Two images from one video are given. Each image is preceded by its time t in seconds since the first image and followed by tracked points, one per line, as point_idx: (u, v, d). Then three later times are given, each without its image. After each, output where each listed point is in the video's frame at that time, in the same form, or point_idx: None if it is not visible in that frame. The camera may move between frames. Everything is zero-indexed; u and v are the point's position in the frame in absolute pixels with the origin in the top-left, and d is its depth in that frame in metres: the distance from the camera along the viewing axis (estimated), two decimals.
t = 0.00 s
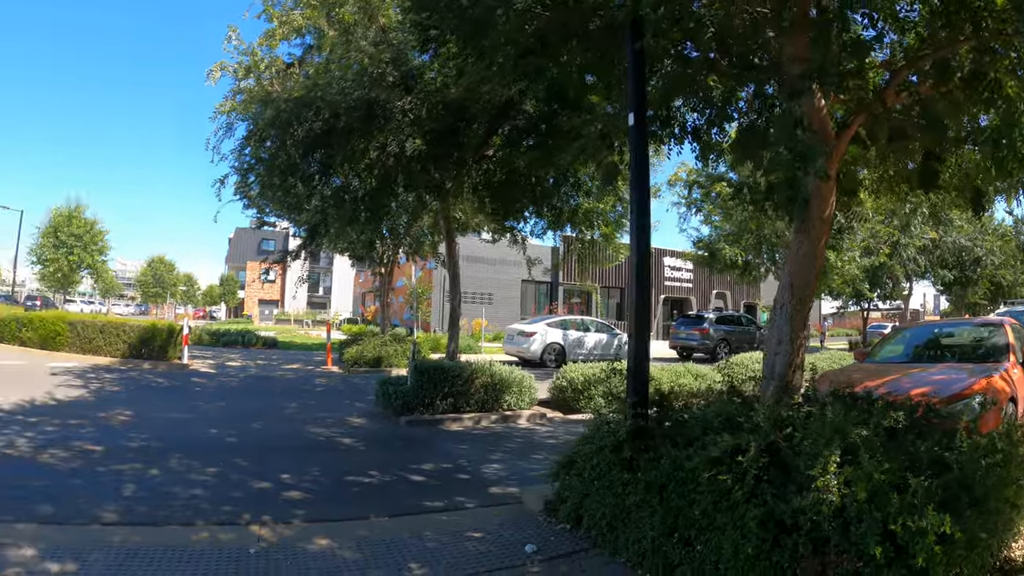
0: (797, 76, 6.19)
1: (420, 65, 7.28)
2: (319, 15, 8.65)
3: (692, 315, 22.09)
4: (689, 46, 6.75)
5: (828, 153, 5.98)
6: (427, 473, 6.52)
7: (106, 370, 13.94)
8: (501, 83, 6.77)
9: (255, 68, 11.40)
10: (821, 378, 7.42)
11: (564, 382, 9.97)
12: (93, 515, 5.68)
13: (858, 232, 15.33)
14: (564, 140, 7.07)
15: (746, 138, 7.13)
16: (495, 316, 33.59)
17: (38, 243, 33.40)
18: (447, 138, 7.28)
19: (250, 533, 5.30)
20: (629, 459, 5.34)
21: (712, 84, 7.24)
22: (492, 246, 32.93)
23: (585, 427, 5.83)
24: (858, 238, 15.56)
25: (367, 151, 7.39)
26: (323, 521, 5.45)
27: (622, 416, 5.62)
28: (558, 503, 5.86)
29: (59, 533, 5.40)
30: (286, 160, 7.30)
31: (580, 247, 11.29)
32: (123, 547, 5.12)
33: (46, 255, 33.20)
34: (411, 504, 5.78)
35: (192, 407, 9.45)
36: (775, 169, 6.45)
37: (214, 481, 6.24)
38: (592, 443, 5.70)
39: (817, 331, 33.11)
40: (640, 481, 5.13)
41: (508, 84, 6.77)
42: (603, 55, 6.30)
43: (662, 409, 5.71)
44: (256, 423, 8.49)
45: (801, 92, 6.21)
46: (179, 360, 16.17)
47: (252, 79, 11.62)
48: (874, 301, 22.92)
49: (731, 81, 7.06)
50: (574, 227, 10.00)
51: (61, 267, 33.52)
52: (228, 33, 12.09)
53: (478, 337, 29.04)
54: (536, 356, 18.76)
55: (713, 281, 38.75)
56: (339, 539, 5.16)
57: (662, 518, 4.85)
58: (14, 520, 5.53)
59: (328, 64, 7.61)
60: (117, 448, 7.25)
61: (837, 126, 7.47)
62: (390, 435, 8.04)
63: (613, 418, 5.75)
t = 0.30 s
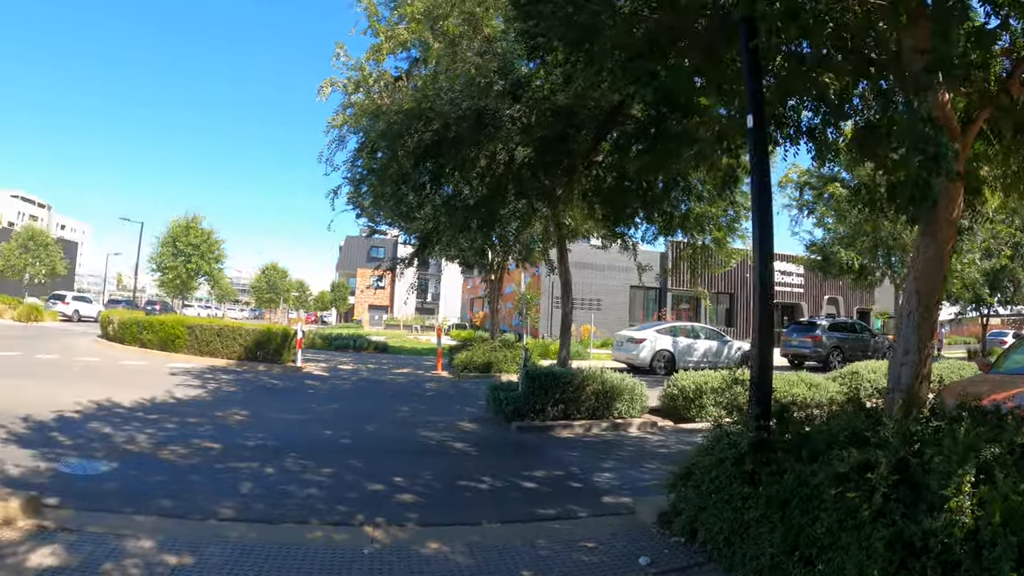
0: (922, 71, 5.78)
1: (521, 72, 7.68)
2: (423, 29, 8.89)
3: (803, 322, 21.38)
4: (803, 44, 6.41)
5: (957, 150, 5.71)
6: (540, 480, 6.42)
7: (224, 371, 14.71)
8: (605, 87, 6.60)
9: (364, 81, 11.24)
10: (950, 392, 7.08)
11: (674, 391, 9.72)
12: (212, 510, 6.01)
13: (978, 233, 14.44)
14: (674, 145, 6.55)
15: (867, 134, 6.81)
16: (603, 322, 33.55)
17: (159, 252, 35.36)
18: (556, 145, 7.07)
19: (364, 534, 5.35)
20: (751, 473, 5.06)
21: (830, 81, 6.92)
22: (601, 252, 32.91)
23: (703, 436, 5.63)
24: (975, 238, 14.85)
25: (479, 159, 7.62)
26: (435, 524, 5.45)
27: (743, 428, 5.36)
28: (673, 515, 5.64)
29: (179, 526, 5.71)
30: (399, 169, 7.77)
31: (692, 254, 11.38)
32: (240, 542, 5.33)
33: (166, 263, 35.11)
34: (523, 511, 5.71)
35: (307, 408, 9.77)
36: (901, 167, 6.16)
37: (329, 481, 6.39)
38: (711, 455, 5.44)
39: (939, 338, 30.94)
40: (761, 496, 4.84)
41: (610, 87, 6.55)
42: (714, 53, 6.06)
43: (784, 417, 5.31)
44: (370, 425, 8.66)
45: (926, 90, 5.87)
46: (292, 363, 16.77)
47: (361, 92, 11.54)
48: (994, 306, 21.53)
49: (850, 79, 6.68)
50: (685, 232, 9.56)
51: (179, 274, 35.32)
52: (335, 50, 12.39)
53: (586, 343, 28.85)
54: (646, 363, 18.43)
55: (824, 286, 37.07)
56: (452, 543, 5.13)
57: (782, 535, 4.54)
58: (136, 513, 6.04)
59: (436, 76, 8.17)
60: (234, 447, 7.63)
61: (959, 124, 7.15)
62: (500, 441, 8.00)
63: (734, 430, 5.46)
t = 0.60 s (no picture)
0: (1013, 65, 5.33)
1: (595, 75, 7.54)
2: (496, 35, 9.02)
3: (880, 329, 20.65)
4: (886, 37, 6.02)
5: None
6: (617, 489, 6.30)
7: (298, 373, 15.07)
8: (680, 88, 6.50)
9: (437, 88, 11.55)
10: None
11: (751, 399, 9.49)
12: (289, 512, 6.08)
13: None
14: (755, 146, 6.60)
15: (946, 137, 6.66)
16: (679, 328, 33.16)
17: (235, 258, 36.38)
18: (633, 148, 6.91)
19: (442, 540, 5.33)
20: (843, 487, 4.69)
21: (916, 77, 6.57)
22: (676, 257, 32.57)
23: (789, 448, 5.31)
24: None
25: (554, 164, 7.71)
26: (514, 532, 5.39)
27: (832, 439, 5.01)
28: (756, 529, 5.30)
29: (256, 527, 5.77)
30: (474, 175, 7.78)
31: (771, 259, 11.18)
32: (317, 544, 5.35)
33: (242, 268, 36.07)
34: (602, 521, 5.59)
35: (382, 411, 9.90)
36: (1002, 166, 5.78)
37: (405, 485, 6.42)
38: (800, 467, 5.07)
39: None
40: (852, 511, 4.46)
41: (686, 87, 6.38)
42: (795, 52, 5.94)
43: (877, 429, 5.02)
44: (443, 429, 8.70)
45: (1021, 84, 5.32)
46: (366, 365, 16.99)
47: (435, 100, 11.78)
48: None
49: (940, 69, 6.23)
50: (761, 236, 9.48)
51: (255, 278, 36.12)
52: (408, 58, 12.53)
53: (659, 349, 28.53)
54: (720, 370, 18.02)
55: (903, 292, 35.71)
56: (531, 551, 5.05)
57: (874, 553, 4.15)
58: (212, 512, 6.16)
59: (510, 81, 8.30)
60: (309, 449, 7.75)
61: None
62: (576, 447, 7.92)
63: (822, 442, 5.12)
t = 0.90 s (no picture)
0: None
1: (638, 77, 7.78)
2: (538, 40, 8.99)
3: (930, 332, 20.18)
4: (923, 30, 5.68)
5: None
6: (668, 495, 6.23)
7: (343, 379, 15.24)
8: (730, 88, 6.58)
9: (479, 94, 11.51)
10: None
11: (800, 404, 9.36)
12: (338, 517, 6.12)
13: None
14: (800, 145, 6.64)
15: (998, 128, 6.38)
16: (725, 332, 33.05)
17: (279, 265, 36.92)
18: (678, 151, 6.93)
19: (492, 547, 5.32)
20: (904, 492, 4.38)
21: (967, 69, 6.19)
22: (720, 261, 32.36)
23: (845, 453, 5.00)
24: None
25: (599, 168, 7.80)
26: (564, 539, 5.36)
27: (893, 443, 4.65)
28: (812, 536, 5.02)
29: (304, 532, 5.81)
30: (518, 179, 7.91)
31: (818, 263, 10.99)
32: (367, 550, 5.38)
33: (286, 276, 36.60)
34: (654, 528, 5.53)
35: (427, 417, 9.96)
36: None
37: (453, 491, 6.44)
38: (858, 472, 4.74)
39: None
40: (913, 517, 4.17)
41: (738, 90, 6.48)
42: (843, 46, 5.82)
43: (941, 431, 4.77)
44: (489, 435, 8.72)
45: None
46: (410, 372, 17.12)
47: (479, 105, 11.84)
48: None
49: (988, 60, 5.84)
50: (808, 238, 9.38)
51: (298, 286, 36.57)
52: (452, 64, 12.54)
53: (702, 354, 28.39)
54: (766, 375, 17.79)
55: (951, 294, 34.84)
56: (583, 559, 5.01)
57: (935, 560, 3.85)
58: (259, 516, 6.22)
59: (553, 85, 8.36)
60: (356, 454, 7.81)
61: None
62: (624, 454, 7.87)
63: (881, 446, 4.77)
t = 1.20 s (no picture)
0: None
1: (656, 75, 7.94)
2: (555, 40, 9.25)
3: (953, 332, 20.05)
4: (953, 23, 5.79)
5: None
6: (696, 497, 6.20)
7: (362, 385, 15.26)
8: (751, 86, 6.57)
9: (499, 97, 11.59)
10: None
11: (825, 405, 9.31)
12: (363, 521, 6.10)
13: None
14: (822, 143, 6.61)
15: None
16: (744, 335, 33.13)
17: (297, 274, 37.08)
18: (699, 149, 7.04)
19: (521, 550, 5.29)
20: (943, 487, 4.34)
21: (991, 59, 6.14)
22: (739, 263, 32.44)
23: (880, 450, 4.96)
24: None
25: (620, 170, 7.91)
26: (593, 542, 5.33)
27: (930, 437, 4.61)
28: (846, 535, 4.99)
29: (329, 537, 5.79)
30: (539, 181, 8.42)
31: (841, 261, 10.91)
32: (393, 554, 5.35)
33: (305, 284, 36.76)
34: (684, 530, 5.49)
35: (449, 422, 9.97)
36: None
37: (478, 495, 6.43)
38: (894, 468, 4.71)
39: None
40: (954, 512, 4.12)
41: (760, 86, 6.44)
42: (865, 38, 5.84)
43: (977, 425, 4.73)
44: (512, 439, 8.71)
45: None
46: (429, 378, 17.07)
47: (498, 108, 11.90)
48: None
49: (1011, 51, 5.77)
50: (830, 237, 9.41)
51: (317, 293, 36.72)
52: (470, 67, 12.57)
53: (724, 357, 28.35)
54: (788, 377, 17.70)
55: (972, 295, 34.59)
56: (613, 561, 4.97)
57: (978, 554, 3.79)
58: (282, 521, 6.21)
59: (573, 86, 8.67)
60: (379, 459, 7.81)
61: None
62: (649, 456, 7.85)
63: (917, 442, 4.73)
